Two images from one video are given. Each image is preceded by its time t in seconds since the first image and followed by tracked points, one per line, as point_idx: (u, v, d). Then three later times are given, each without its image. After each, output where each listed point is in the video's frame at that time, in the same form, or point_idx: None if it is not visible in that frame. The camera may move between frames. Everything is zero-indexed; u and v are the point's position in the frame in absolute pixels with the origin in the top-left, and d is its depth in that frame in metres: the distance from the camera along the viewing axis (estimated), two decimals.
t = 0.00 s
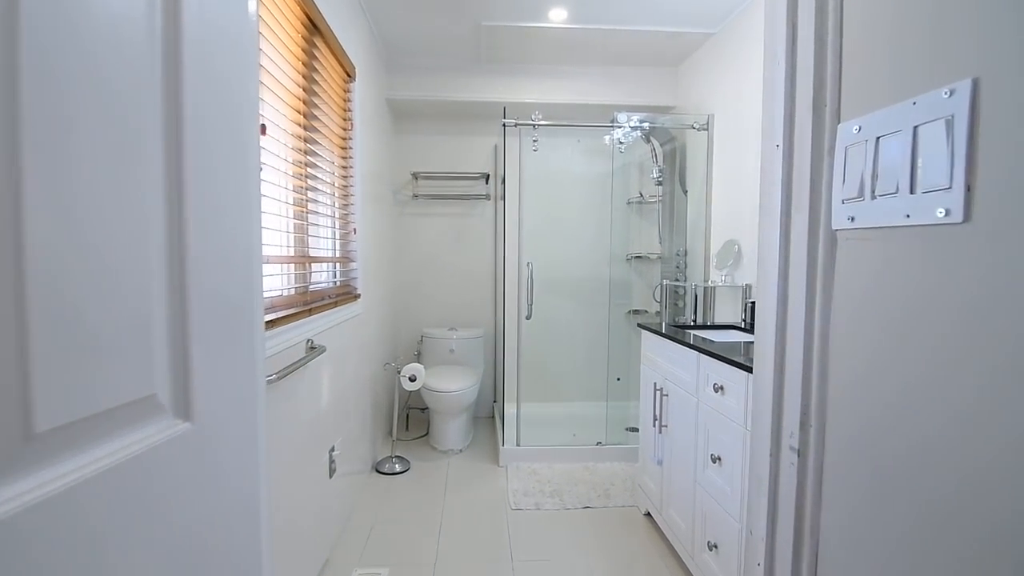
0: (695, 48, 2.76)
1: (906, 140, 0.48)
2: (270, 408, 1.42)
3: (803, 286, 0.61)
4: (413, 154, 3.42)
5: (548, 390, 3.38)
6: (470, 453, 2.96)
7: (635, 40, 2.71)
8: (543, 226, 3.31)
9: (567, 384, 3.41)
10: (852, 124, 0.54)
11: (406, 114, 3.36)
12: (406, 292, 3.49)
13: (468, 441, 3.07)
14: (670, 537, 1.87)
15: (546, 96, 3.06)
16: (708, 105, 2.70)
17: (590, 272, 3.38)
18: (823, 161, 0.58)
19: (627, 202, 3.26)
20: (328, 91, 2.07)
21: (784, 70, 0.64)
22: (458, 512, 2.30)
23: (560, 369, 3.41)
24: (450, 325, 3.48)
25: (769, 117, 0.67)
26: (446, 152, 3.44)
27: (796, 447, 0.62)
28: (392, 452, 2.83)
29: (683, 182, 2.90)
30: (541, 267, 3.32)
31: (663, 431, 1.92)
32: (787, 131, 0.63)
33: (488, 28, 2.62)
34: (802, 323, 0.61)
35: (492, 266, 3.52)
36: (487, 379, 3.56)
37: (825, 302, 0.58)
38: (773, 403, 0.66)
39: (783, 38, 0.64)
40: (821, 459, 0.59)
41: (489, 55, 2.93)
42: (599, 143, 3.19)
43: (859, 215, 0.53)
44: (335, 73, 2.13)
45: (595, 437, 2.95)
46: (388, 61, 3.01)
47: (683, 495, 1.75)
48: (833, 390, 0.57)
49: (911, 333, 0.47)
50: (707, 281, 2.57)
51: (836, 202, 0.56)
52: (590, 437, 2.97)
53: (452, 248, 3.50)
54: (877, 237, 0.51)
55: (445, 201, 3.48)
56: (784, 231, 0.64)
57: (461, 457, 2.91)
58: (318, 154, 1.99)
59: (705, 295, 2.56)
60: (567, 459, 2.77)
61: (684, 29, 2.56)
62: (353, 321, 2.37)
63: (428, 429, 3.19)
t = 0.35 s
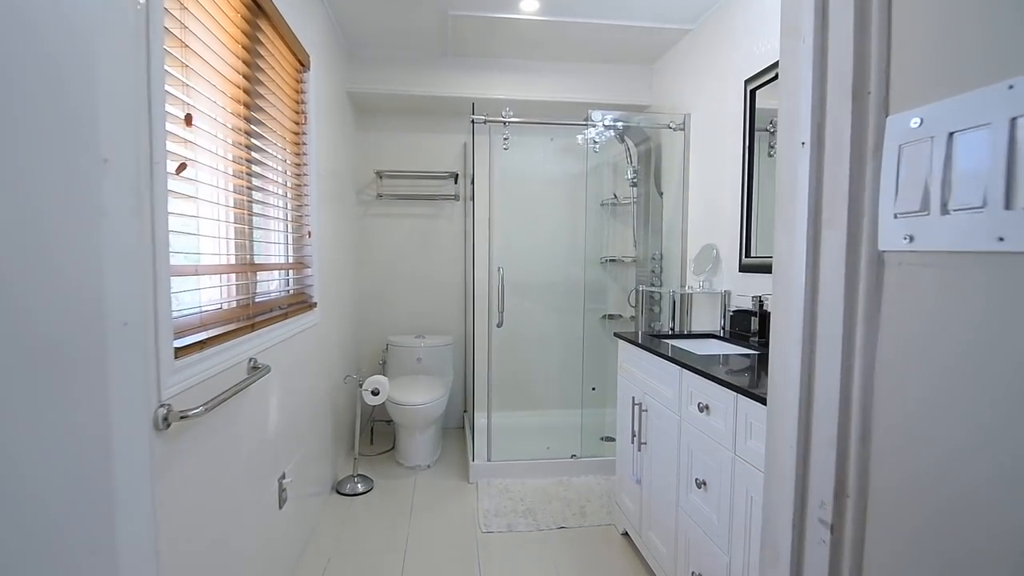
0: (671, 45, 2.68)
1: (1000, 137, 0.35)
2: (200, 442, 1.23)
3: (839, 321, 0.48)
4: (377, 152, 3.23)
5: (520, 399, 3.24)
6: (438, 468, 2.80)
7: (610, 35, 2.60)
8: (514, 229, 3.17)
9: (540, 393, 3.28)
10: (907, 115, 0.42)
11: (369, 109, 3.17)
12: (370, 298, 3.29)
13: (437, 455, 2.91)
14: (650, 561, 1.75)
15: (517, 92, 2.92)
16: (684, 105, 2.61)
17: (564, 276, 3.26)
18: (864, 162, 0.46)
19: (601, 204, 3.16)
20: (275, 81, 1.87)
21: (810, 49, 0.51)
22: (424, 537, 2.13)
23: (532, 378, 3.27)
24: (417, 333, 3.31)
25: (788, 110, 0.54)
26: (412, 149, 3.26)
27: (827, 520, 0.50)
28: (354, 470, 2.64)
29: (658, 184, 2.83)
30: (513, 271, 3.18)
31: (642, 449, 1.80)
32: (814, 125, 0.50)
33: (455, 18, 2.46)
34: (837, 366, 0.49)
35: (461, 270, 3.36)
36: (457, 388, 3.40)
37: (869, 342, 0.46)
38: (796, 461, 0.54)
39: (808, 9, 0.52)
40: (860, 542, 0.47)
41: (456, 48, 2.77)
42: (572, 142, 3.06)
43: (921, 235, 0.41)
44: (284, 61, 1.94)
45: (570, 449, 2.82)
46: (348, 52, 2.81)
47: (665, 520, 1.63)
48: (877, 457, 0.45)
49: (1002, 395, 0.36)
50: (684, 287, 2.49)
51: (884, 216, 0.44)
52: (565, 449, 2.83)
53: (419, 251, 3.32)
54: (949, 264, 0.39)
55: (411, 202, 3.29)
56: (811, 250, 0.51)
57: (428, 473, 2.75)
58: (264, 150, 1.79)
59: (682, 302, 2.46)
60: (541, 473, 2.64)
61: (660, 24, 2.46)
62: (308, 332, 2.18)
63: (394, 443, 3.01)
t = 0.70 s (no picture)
0: (654, 42, 2.58)
1: None
2: (124, 487, 1.07)
3: (906, 387, 0.36)
4: (347, 151, 3.06)
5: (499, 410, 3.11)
6: (412, 486, 2.65)
7: (591, 31, 2.48)
8: (492, 233, 3.04)
9: (520, 403, 3.16)
10: None
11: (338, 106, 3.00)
12: (340, 306, 3.12)
13: (412, 472, 2.76)
14: None
15: (494, 90, 2.79)
16: (669, 105, 2.52)
17: (544, 282, 3.14)
18: (945, 177, 0.34)
19: (582, 206, 2.96)
20: (225, 73, 1.70)
21: (866, 27, 0.38)
22: (395, 566, 1.98)
23: (512, 387, 3.14)
24: (391, 342, 3.15)
25: (831, 108, 0.42)
26: (384, 149, 3.09)
27: None
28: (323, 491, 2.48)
29: (643, 188, 2.69)
30: (491, 277, 3.05)
31: (628, 470, 1.68)
32: (869, 126, 0.38)
33: (428, 10, 2.31)
34: (907, 451, 0.36)
35: (437, 275, 3.21)
36: (433, 399, 3.25)
37: (956, 423, 0.34)
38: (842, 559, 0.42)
39: None
40: None
41: (430, 42, 2.62)
42: (552, 143, 2.93)
43: None
44: (237, 52, 1.77)
45: (551, 464, 2.70)
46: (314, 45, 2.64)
47: (652, 549, 1.51)
48: None
49: None
50: (669, 294, 2.40)
51: (978, 252, 0.32)
52: (546, 463, 2.71)
53: (392, 256, 3.16)
54: None
55: (384, 204, 3.13)
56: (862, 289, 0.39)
57: (401, 492, 2.59)
58: (212, 149, 1.62)
59: (667, 310, 2.35)
60: (520, 490, 2.51)
61: (643, 20, 2.36)
62: (267, 347, 2.01)
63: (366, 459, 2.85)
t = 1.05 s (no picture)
0: (635, 42, 2.53)
1: None
2: (51, 527, 0.95)
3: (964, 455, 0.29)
4: (319, 151, 2.94)
5: (477, 418, 3.03)
6: (387, 500, 2.54)
7: (571, 31, 2.42)
8: (470, 236, 2.95)
9: (500, 410, 3.08)
10: None
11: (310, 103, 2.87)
12: (312, 312, 3.00)
13: (387, 485, 2.65)
14: None
15: (472, 89, 2.71)
16: (650, 107, 2.46)
17: (524, 286, 3.07)
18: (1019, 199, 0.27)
19: (563, 209, 2.97)
20: (180, 69, 1.58)
21: (911, 10, 0.31)
22: None
23: (491, 394, 3.06)
24: (366, 349, 3.03)
25: (861, 112, 0.35)
26: (358, 149, 2.98)
27: None
28: (292, 509, 2.35)
29: (623, 190, 2.67)
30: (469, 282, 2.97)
31: (610, 486, 1.61)
32: (913, 133, 0.31)
33: (402, 5, 2.21)
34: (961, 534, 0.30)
35: (414, 280, 3.11)
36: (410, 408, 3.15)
37: None
38: None
39: None
40: None
41: (405, 38, 2.53)
42: (532, 145, 2.86)
43: None
44: (196, 44, 1.66)
45: (532, 474, 2.62)
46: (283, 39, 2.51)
47: (635, 571, 1.44)
48: None
49: None
50: (651, 300, 2.34)
51: None
52: (526, 473, 2.63)
53: (366, 260, 3.04)
54: None
55: (358, 206, 3.01)
56: (902, 332, 0.32)
57: (376, 507, 2.49)
58: (165, 150, 1.50)
59: (649, 317, 2.30)
60: (500, 503, 2.43)
61: (624, 20, 2.31)
62: (229, 359, 1.89)
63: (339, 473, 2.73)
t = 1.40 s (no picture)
0: (614, 42, 2.49)
1: None
2: None
3: None
4: (287, 149, 2.81)
5: (454, 425, 2.94)
6: (360, 514, 2.43)
7: (550, 28, 2.37)
8: (446, 239, 2.87)
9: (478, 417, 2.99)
10: None
11: (277, 100, 2.75)
12: (281, 318, 2.87)
13: (360, 498, 2.54)
14: None
15: (448, 87, 2.63)
16: (630, 108, 2.43)
17: (503, 290, 2.99)
18: None
19: (541, 210, 2.87)
20: (129, 58, 1.45)
21: None
22: None
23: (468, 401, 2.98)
24: (338, 356, 2.92)
25: (912, 111, 0.29)
26: (329, 148, 2.86)
27: None
28: (258, 527, 2.22)
29: (602, 191, 2.63)
30: (446, 285, 2.88)
31: (593, 499, 1.55)
32: (987, 137, 0.25)
33: None
34: None
35: (388, 284, 3.00)
36: (385, 416, 3.04)
37: None
38: None
39: None
40: None
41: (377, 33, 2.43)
42: (509, 145, 2.78)
43: None
44: (149, 33, 1.54)
45: (511, 484, 2.55)
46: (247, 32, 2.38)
47: None
48: None
49: None
50: (633, 305, 2.30)
51: None
52: (505, 483, 2.55)
53: (338, 263, 2.92)
54: None
55: (329, 207, 2.89)
56: (976, 380, 0.26)
57: (348, 522, 2.38)
58: (113, 148, 1.38)
59: (629, 321, 2.26)
60: (478, 515, 2.35)
61: (604, 18, 2.26)
62: (187, 372, 1.76)
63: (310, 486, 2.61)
